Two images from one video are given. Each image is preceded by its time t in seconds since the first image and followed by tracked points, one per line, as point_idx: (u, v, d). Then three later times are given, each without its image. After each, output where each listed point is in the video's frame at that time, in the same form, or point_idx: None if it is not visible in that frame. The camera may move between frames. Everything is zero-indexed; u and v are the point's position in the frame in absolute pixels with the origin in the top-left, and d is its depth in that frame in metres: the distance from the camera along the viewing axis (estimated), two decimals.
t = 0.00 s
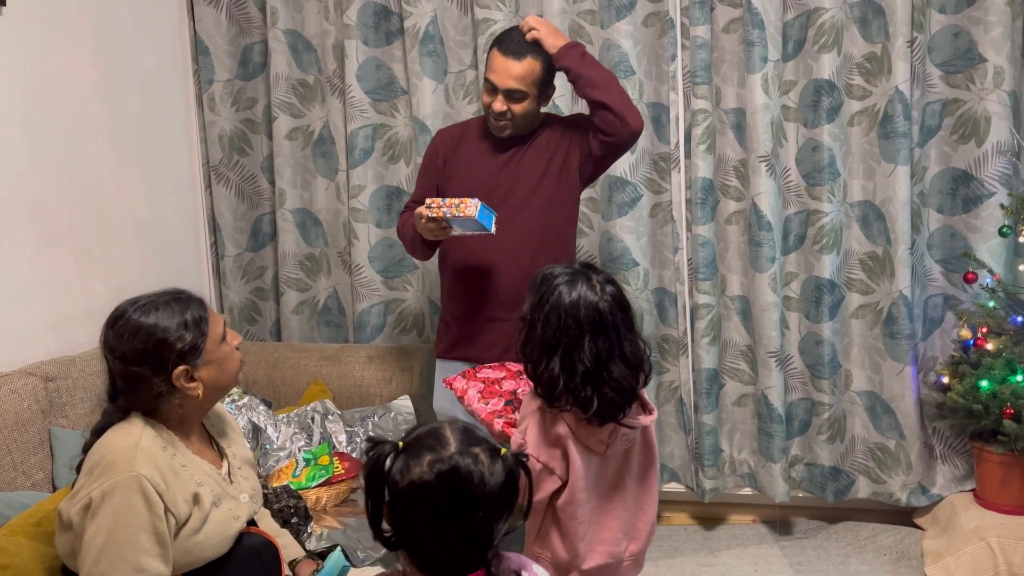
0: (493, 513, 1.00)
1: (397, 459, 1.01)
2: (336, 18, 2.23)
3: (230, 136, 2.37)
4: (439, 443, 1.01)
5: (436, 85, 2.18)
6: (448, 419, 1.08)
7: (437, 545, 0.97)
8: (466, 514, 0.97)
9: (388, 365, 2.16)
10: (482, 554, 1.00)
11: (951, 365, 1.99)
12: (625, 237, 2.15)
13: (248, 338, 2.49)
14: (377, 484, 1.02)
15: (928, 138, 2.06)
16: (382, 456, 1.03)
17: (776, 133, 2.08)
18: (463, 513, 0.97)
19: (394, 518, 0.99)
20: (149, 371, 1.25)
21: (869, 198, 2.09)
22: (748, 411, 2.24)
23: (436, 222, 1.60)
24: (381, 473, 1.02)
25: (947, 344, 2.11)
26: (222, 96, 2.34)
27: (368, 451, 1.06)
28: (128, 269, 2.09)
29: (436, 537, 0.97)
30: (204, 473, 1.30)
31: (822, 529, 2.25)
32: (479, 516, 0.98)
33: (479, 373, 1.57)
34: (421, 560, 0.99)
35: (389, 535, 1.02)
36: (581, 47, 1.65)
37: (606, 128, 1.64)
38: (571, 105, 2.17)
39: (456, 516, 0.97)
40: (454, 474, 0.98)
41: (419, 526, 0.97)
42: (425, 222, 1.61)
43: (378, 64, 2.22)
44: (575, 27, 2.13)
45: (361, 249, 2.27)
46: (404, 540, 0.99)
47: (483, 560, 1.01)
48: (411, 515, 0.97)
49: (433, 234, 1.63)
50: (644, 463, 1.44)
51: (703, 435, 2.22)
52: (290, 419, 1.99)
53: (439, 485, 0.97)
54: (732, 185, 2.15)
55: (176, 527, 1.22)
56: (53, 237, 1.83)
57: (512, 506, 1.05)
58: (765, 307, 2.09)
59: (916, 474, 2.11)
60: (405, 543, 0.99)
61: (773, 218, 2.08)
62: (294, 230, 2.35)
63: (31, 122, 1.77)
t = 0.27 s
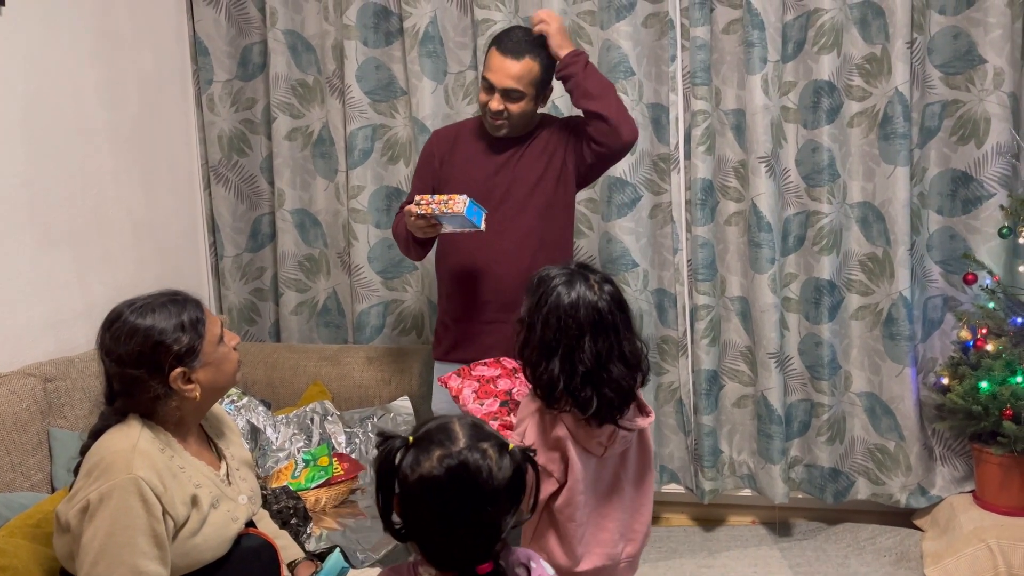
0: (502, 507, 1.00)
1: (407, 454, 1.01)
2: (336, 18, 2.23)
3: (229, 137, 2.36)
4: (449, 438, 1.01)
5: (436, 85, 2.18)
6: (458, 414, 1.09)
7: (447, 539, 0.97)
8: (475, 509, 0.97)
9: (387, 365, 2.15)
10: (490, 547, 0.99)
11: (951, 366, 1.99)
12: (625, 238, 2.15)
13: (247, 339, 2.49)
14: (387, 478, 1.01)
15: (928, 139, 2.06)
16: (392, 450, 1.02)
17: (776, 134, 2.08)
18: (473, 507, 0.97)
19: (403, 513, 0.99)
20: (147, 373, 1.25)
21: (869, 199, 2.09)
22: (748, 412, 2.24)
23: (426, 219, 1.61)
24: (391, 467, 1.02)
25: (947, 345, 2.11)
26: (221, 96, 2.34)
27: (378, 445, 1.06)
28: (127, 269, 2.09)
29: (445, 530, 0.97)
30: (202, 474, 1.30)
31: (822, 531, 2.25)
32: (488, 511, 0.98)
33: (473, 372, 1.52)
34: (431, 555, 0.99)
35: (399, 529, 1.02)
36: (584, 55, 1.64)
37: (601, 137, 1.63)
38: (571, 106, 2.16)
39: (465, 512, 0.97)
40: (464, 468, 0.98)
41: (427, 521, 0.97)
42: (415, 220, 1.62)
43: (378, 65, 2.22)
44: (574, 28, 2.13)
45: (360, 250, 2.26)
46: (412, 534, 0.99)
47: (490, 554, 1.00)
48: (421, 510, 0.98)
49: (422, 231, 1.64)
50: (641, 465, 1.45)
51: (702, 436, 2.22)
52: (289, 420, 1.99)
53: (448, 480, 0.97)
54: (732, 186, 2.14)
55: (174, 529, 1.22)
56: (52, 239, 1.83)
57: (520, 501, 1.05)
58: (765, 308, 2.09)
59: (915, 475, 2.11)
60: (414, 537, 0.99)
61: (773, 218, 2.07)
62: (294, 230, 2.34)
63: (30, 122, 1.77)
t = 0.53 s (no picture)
0: (516, 503, 1.02)
1: (422, 453, 1.04)
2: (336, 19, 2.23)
3: (229, 137, 2.36)
4: (464, 436, 1.04)
5: (436, 86, 2.18)
6: (467, 413, 1.12)
7: (466, 534, 0.99)
8: (493, 504, 1.00)
9: (387, 366, 2.15)
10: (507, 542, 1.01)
11: (952, 368, 1.99)
12: (625, 239, 2.15)
13: (246, 340, 2.48)
14: (404, 477, 1.04)
15: (929, 140, 2.06)
16: (407, 450, 1.05)
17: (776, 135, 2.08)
18: (490, 501, 1.00)
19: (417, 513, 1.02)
20: (143, 373, 1.25)
21: (869, 200, 2.09)
22: (748, 413, 2.23)
23: (418, 221, 1.60)
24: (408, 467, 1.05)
25: (947, 346, 2.10)
26: (221, 97, 2.34)
27: (393, 447, 1.09)
28: (127, 270, 2.08)
29: (461, 527, 0.99)
30: (200, 475, 1.29)
31: (822, 532, 2.24)
32: (506, 506, 1.01)
33: (462, 369, 1.54)
34: (448, 551, 1.01)
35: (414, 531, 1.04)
36: (585, 61, 1.65)
37: (597, 143, 1.63)
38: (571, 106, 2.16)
39: (482, 507, 0.99)
40: (481, 464, 1.01)
41: (445, 517, 0.99)
42: (408, 221, 1.61)
43: (378, 66, 2.22)
44: (575, 29, 2.13)
45: (360, 251, 2.26)
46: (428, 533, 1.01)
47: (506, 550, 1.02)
48: (439, 506, 1.00)
49: (416, 233, 1.64)
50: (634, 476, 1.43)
51: (702, 437, 2.22)
52: (288, 420, 1.99)
53: (466, 476, 1.00)
54: (733, 187, 2.14)
55: (173, 530, 1.22)
56: (51, 240, 1.83)
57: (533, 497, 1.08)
58: (765, 309, 2.09)
59: (915, 477, 2.11)
60: (429, 535, 1.02)
61: (773, 219, 2.07)
62: (294, 231, 2.34)
63: (31, 123, 1.77)
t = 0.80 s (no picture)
0: (521, 498, 1.05)
1: (421, 456, 1.04)
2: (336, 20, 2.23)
3: (228, 138, 2.36)
4: (463, 437, 1.05)
5: (436, 87, 2.18)
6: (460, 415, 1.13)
7: (473, 532, 1.00)
8: (499, 501, 1.02)
9: (386, 367, 2.15)
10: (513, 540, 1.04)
11: (951, 369, 1.99)
12: (625, 240, 2.15)
13: (246, 341, 2.48)
14: (402, 483, 1.04)
15: (928, 141, 2.06)
16: (406, 455, 1.05)
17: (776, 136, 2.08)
18: (496, 497, 1.01)
19: (417, 519, 1.02)
20: (136, 368, 1.25)
21: (869, 201, 2.09)
22: (747, 414, 2.23)
23: (410, 224, 1.61)
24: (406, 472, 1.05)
25: (946, 347, 2.10)
26: (221, 97, 2.34)
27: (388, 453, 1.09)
28: (126, 271, 2.08)
29: (468, 530, 1.00)
30: (195, 474, 1.29)
31: (822, 533, 2.24)
32: (510, 502, 1.02)
33: (457, 366, 1.57)
34: (454, 553, 1.01)
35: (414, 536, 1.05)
36: (570, 63, 1.62)
37: (591, 146, 1.65)
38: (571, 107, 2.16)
39: (487, 504, 1.01)
40: (484, 462, 1.02)
41: (451, 517, 1.00)
42: (400, 225, 1.61)
43: (377, 66, 2.22)
44: (574, 30, 2.13)
45: (359, 251, 2.26)
46: (431, 537, 1.02)
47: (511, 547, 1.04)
48: (444, 507, 1.00)
49: (408, 236, 1.64)
50: (628, 477, 1.41)
51: (702, 438, 2.21)
52: (287, 421, 1.99)
53: (470, 474, 1.01)
54: (732, 188, 2.14)
55: (168, 529, 1.21)
56: (50, 241, 1.82)
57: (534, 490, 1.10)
58: (764, 310, 2.09)
59: (915, 478, 2.11)
60: (431, 541, 1.02)
61: (773, 221, 2.07)
62: (293, 232, 2.34)
63: (31, 124, 1.77)
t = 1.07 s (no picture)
0: (528, 483, 1.07)
1: (429, 453, 1.04)
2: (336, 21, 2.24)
3: (229, 139, 2.36)
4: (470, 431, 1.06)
5: (436, 88, 2.18)
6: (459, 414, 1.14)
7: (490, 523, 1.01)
8: (512, 490, 1.04)
9: (387, 368, 2.15)
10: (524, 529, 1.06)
11: (953, 370, 1.98)
12: (626, 242, 2.15)
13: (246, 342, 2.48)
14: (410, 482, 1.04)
15: (929, 143, 2.05)
16: (412, 454, 1.05)
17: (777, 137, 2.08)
18: (511, 485, 1.04)
19: (427, 518, 1.02)
20: (146, 363, 1.22)
21: (870, 203, 2.09)
22: (748, 415, 2.23)
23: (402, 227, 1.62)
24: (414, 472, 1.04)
25: (948, 349, 2.10)
26: (222, 99, 2.34)
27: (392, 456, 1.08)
28: (127, 272, 2.08)
29: (481, 524, 1.01)
30: (191, 475, 1.27)
31: (823, 535, 2.24)
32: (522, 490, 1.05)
33: (454, 351, 1.61)
34: (469, 547, 1.01)
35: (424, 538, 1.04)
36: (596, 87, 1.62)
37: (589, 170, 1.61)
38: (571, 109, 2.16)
39: (503, 492, 1.03)
40: (495, 453, 1.04)
41: (467, 510, 1.01)
42: (393, 228, 1.63)
43: (378, 68, 2.22)
44: (575, 31, 2.13)
45: (360, 253, 2.26)
46: (443, 536, 1.02)
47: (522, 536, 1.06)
48: (460, 499, 1.01)
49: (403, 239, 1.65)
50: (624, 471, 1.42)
51: (703, 439, 2.21)
52: (288, 423, 1.99)
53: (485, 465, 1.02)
54: (733, 190, 2.15)
55: (163, 530, 1.19)
56: (51, 242, 1.82)
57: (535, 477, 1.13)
58: (765, 311, 2.09)
59: (917, 479, 2.11)
60: (442, 539, 1.02)
61: (774, 222, 2.07)
62: (294, 233, 2.34)
63: (32, 125, 1.77)
